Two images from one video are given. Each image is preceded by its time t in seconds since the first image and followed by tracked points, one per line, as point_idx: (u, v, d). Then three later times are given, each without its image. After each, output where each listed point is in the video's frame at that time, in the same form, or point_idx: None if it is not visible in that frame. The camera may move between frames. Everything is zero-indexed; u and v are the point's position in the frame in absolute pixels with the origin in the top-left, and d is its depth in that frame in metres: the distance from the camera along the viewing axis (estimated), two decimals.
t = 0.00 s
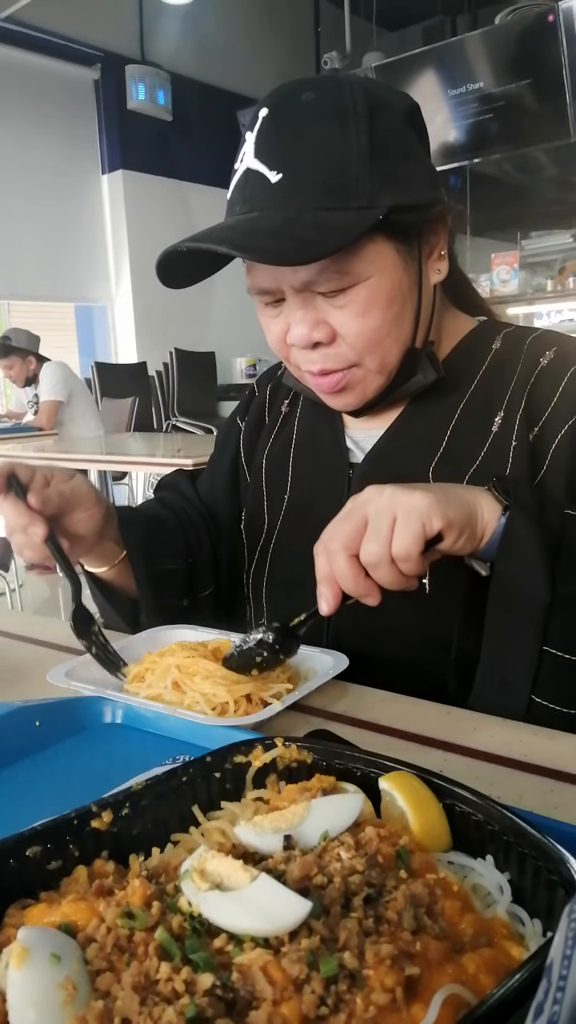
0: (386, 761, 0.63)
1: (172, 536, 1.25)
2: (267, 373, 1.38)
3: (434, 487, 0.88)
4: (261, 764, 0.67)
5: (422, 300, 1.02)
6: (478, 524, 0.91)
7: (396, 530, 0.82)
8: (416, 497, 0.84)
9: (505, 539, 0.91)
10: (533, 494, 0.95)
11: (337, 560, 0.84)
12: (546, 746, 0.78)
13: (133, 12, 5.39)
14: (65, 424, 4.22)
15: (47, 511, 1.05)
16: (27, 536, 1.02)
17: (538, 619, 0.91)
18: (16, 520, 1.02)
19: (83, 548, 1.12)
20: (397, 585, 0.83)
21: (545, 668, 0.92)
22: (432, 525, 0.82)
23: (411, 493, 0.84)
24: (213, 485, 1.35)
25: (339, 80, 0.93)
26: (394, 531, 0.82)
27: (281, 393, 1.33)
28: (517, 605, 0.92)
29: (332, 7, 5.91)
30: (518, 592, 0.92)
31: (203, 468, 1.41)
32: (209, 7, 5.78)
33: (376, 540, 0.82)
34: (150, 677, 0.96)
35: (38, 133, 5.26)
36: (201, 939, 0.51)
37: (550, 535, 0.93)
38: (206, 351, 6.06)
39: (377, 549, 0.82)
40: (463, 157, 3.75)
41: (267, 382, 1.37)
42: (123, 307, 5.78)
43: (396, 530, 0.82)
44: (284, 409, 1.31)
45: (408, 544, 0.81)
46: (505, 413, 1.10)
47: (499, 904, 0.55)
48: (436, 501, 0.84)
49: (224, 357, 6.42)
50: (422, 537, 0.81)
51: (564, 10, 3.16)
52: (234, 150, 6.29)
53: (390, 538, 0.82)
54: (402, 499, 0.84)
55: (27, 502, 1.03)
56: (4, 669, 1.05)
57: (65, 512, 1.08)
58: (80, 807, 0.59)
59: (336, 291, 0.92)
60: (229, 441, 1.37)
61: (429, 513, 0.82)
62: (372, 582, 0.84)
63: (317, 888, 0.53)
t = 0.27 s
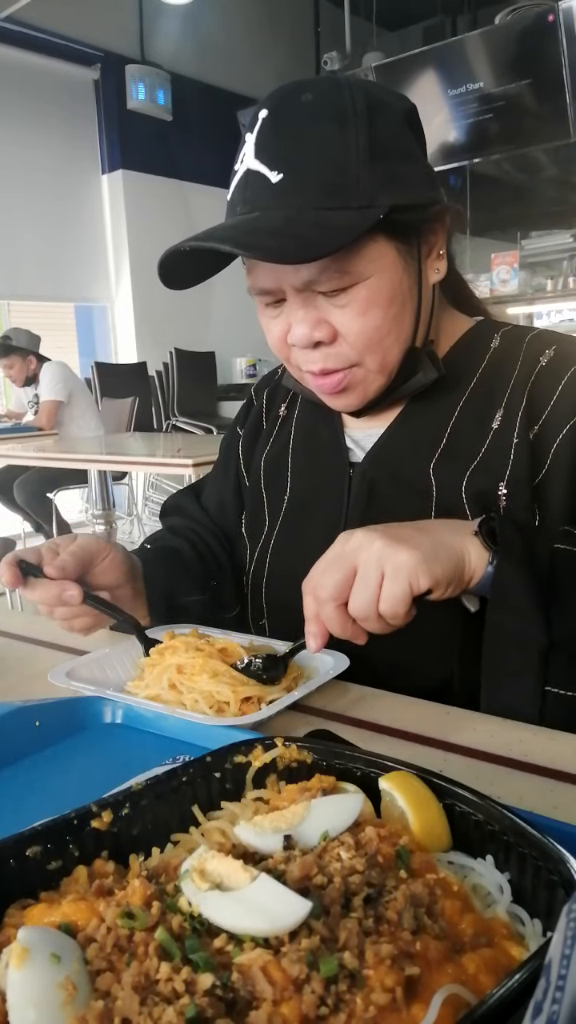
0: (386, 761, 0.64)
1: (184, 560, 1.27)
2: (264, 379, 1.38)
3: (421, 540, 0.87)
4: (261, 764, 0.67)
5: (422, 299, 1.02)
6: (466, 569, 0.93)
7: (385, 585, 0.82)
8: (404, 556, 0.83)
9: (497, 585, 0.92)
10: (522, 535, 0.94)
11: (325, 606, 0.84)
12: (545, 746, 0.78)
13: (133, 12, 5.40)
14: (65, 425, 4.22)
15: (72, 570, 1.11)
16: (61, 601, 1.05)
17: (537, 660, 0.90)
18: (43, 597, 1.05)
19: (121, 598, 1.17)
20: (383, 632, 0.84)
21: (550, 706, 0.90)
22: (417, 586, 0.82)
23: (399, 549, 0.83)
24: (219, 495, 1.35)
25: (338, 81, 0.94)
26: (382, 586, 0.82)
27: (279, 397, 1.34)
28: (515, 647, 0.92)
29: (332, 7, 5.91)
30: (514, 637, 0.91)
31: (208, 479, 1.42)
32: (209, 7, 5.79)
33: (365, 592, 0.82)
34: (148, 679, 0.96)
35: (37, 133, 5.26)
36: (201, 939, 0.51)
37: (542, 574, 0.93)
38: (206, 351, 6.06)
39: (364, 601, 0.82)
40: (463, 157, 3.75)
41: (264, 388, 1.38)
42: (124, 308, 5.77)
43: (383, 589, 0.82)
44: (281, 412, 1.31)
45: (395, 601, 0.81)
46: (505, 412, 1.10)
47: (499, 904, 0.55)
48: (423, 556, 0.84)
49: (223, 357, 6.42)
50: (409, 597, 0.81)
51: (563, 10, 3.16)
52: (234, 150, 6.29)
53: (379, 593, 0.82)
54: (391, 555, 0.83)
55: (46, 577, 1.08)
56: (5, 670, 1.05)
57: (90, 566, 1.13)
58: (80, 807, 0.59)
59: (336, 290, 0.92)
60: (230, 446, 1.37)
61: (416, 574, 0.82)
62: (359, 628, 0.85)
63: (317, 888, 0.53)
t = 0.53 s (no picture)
0: (386, 761, 0.64)
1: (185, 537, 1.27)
2: (269, 372, 1.38)
3: (422, 531, 0.87)
4: (261, 764, 0.67)
5: (426, 298, 1.02)
6: (463, 564, 0.91)
7: (379, 572, 0.82)
8: (401, 547, 0.82)
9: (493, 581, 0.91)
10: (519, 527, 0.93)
11: (318, 588, 0.86)
12: (545, 746, 0.78)
13: (133, 12, 5.40)
14: (65, 425, 4.22)
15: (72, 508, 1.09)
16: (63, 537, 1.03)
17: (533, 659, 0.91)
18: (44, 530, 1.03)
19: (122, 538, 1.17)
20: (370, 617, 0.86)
21: (542, 708, 0.91)
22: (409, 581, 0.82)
23: (399, 540, 0.83)
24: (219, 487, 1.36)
25: (344, 80, 0.93)
26: (378, 574, 0.82)
27: (283, 392, 1.33)
28: (509, 643, 0.91)
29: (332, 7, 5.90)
30: (510, 637, 0.91)
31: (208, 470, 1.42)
32: (209, 7, 5.78)
33: (358, 578, 0.83)
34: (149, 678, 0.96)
35: (37, 133, 5.26)
36: (200, 939, 0.51)
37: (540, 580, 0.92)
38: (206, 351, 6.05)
39: (356, 588, 0.83)
40: (463, 156, 3.75)
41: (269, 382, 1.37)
42: (124, 307, 5.78)
43: (376, 578, 0.83)
44: (285, 407, 1.31)
45: (387, 591, 0.82)
46: (508, 411, 1.10)
47: (499, 904, 0.55)
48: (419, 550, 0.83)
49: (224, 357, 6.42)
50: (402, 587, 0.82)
51: (563, 10, 3.16)
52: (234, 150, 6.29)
53: (371, 581, 0.83)
54: (389, 544, 0.83)
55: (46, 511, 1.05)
56: (8, 669, 1.05)
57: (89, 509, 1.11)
58: (80, 808, 0.59)
59: (340, 288, 0.92)
60: (233, 440, 1.37)
61: (412, 567, 0.82)
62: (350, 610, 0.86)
63: (317, 888, 0.53)
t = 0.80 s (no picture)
0: (385, 762, 0.63)
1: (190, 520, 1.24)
2: (268, 369, 1.38)
3: (443, 471, 0.86)
4: (261, 764, 0.67)
5: (426, 296, 1.02)
6: (486, 513, 0.89)
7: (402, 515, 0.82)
8: (424, 487, 0.82)
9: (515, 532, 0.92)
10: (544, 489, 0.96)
11: (337, 533, 0.85)
12: (545, 746, 0.78)
13: (132, 12, 5.39)
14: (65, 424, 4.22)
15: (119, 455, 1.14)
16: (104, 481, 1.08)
17: (548, 616, 0.93)
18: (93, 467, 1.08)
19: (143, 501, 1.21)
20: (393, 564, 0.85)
21: (552, 665, 0.93)
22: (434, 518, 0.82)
23: (422, 480, 0.83)
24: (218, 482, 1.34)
25: (343, 79, 0.94)
26: (399, 516, 0.82)
27: (282, 390, 1.33)
28: (526, 599, 0.94)
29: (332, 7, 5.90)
30: (528, 588, 0.93)
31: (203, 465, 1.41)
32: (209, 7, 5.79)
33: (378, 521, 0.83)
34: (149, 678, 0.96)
35: (37, 133, 5.26)
36: (200, 939, 0.51)
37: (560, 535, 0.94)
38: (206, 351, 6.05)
39: (378, 531, 0.83)
40: (463, 156, 3.75)
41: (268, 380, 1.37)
42: (124, 307, 5.78)
43: (400, 517, 0.82)
44: (285, 405, 1.31)
45: (411, 532, 0.81)
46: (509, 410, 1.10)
47: (499, 904, 0.55)
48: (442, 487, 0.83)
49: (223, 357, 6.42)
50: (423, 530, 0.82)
51: (563, 10, 3.16)
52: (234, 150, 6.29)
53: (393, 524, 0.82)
54: (411, 483, 0.83)
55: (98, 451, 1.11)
56: (8, 668, 1.05)
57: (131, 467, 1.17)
58: (80, 807, 0.59)
59: (340, 286, 0.92)
60: (232, 438, 1.37)
61: (435, 505, 0.81)
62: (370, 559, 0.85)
63: (317, 888, 0.53)
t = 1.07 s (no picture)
0: (386, 761, 0.64)
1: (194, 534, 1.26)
2: (269, 370, 1.38)
3: (415, 527, 0.87)
4: (261, 764, 0.67)
5: (425, 297, 1.02)
6: (461, 561, 0.90)
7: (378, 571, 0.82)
8: (397, 543, 0.83)
9: (491, 574, 0.90)
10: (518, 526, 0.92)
11: (318, 589, 0.85)
12: (545, 746, 0.78)
13: (132, 12, 5.39)
14: (65, 424, 4.23)
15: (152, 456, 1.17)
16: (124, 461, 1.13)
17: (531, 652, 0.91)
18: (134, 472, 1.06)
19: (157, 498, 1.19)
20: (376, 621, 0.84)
21: (541, 696, 0.93)
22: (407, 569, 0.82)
23: (393, 537, 0.83)
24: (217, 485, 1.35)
25: (343, 79, 0.94)
26: (375, 570, 0.82)
27: (283, 392, 1.33)
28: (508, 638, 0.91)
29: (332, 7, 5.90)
30: (509, 626, 0.91)
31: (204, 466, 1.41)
32: (209, 7, 5.79)
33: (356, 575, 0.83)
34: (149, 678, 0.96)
35: (37, 134, 5.26)
36: (201, 939, 0.51)
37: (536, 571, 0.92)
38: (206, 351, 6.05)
39: (356, 585, 0.83)
40: (463, 157, 3.74)
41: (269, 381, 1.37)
42: (124, 307, 5.78)
43: (373, 571, 0.82)
44: (286, 406, 1.31)
45: (385, 586, 0.81)
46: (509, 411, 1.10)
47: (499, 904, 0.55)
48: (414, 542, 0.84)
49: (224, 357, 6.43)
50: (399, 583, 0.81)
51: (564, 10, 3.16)
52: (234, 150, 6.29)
53: (371, 576, 0.82)
54: (384, 541, 0.83)
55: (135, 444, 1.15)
56: (7, 669, 1.05)
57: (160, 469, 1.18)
58: (80, 807, 0.59)
59: (338, 286, 0.92)
60: (232, 438, 1.36)
61: (407, 560, 0.82)
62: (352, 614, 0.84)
63: (317, 888, 0.53)
